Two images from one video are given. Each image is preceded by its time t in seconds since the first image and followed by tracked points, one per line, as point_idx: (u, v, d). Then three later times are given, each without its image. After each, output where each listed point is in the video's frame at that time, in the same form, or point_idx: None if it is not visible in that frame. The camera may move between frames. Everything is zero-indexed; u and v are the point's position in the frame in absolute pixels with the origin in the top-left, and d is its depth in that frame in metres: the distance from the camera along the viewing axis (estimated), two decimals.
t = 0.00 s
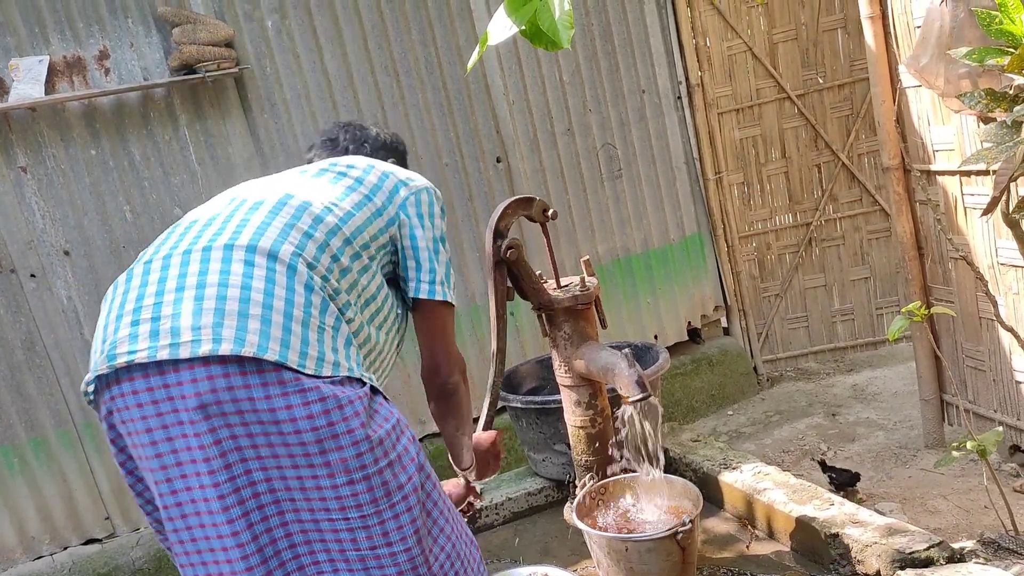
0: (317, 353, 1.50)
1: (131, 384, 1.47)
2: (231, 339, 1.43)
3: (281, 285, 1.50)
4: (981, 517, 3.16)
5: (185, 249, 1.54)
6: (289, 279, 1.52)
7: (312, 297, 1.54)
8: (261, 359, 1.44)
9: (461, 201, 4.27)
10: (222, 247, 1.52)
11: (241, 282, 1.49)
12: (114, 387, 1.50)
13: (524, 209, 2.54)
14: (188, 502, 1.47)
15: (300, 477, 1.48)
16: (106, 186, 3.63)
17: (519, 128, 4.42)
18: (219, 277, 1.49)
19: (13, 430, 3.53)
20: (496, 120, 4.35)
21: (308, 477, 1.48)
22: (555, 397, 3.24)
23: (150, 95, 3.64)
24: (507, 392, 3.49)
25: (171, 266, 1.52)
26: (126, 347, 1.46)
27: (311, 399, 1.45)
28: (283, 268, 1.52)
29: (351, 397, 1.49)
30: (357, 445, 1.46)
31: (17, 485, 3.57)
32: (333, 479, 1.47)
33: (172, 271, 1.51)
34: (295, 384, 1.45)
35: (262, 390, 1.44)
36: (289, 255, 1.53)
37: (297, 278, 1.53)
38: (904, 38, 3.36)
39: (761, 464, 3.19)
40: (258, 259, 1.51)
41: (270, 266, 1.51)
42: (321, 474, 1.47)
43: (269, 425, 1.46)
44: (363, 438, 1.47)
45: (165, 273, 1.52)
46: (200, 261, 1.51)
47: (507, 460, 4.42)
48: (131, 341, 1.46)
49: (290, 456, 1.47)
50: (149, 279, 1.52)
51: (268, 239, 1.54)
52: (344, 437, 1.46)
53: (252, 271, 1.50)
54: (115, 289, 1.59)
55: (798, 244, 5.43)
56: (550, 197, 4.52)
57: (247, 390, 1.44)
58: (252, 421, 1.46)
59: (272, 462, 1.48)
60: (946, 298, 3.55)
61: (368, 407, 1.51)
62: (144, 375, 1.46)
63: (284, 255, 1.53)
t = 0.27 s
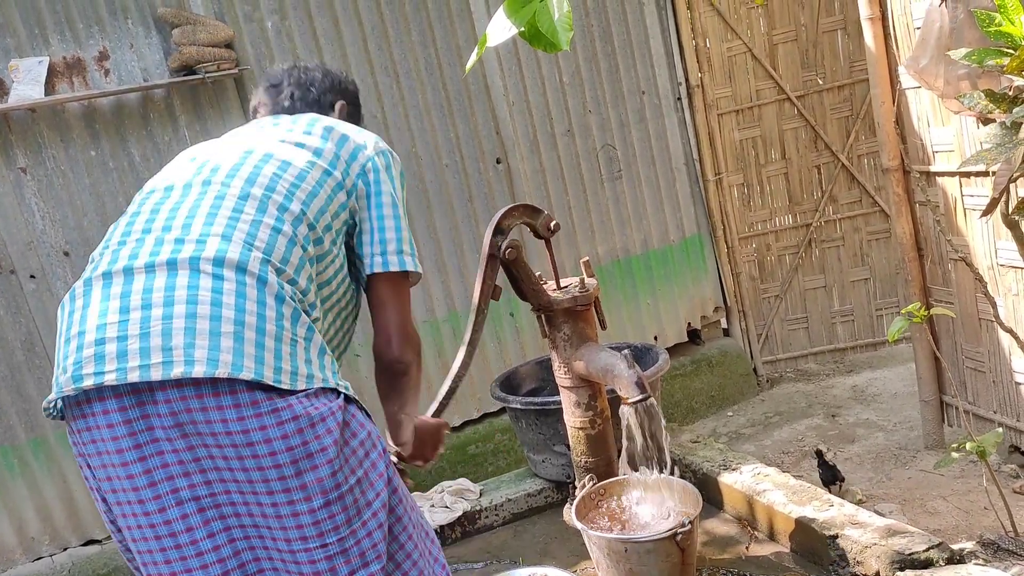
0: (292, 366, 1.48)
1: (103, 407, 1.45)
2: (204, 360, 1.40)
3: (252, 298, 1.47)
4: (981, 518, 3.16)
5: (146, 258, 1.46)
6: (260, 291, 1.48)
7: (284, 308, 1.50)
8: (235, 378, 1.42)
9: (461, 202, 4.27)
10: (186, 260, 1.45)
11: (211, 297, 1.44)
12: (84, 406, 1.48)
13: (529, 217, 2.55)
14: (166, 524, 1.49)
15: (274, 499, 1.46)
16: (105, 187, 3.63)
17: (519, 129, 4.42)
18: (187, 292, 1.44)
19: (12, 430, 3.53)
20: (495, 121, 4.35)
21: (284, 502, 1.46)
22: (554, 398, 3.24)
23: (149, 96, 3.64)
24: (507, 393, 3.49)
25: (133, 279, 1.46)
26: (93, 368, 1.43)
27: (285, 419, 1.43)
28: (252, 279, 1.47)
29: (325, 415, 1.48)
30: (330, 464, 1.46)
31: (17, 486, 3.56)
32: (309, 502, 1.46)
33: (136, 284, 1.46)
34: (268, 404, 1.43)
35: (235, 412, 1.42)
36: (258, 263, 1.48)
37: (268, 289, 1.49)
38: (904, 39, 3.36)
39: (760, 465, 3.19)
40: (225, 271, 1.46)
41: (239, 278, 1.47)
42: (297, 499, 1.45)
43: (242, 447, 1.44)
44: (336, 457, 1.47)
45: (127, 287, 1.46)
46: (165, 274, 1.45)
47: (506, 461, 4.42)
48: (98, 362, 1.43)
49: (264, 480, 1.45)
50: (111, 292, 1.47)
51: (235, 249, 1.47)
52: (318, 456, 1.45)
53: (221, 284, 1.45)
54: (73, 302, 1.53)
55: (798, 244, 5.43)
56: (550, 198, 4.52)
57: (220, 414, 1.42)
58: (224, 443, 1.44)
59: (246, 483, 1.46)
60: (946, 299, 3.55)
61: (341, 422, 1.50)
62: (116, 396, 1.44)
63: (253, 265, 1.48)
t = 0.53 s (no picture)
0: (297, 355, 1.50)
1: (110, 403, 1.47)
2: (213, 358, 1.42)
3: (253, 293, 1.47)
4: (980, 519, 3.16)
5: (144, 255, 1.45)
6: (260, 286, 1.48)
7: (283, 299, 1.51)
8: (243, 372, 1.43)
9: (461, 203, 4.27)
10: (186, 259, 1.44)
11: (213, 294, 1.44)
12: (92, 403, 1.50)
13: (539, 241, 2.59)
14: (167, 518, 1.47)
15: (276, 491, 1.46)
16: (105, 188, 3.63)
17: (519, 129, 4.42)
18: (190, 289, 1.44)
19: (12, 431, 3.53)
20: (495, 122, 4.35)
21: (288, 495, 1.46)
22: (554, 399, 3.24)
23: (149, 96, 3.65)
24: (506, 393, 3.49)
25: (134, 276, 1.45)
26: (102, 367, 1.44)
27: (287, 411, 1.47)
28: (253, 274, 1.47)
29: (324, 406, 1.54)
30: (330, 453, 1.51)
31: (17, 487, 3.56)
32: (313, 492, 1.48)
33: (137, 281, 1.45)
34: (272, 398, 1.46)
35: (241, 407, 1.44)
36: (256, 256, 1.48)
37: (268, 282, 1.49)
38: (904, 41, 3.35)
39: (760, 466, 3.19)
40: (226, 267, 1.45)
41: (240, 274, 1.46)
42: (302, 491, 1.47)
43: (248, 441, 1.45)
44: (335, 447, 1.52)
45: (128, 285, 1.45)
46: (166, 272, 1.44)
47: (506, 462, 4.43)
48: (106, 360, 1.44)
49: (269, 474, 1.46)
50: (112, 290, 1.46)
51: (233, 244, 1.46)
52: (318, 446, 1.50)
53: (223, 281, 1.45)
54: (73, 297, 1.52)
55: (797, 245, 5.44)
56: (549, 199, 4.52)
57: (226, 409, 1.44)
58: (229, 437, 1.45)
59: (249, 480, 1.45)
60: (945, 300, 3.55)
61: (339, 412, 1.56)
62: (125, 393, 1.45)
63: (252, 259, 1.47)
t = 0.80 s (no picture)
0: (305, 348, 1.50)
1: (124, 393, 1.46)
2: (224, 354, 1.42)
3: (262, 290, 1.47)
4: (979, 519, 3.16)
5: (157, 252, 1.45)
6: (269, 282, 1.48)
7: (291, 293, 1.52)
8: (254, 370, 1.44)
9: (460, 203, 4.27)
10: (197, 256, 1.44)
11: (224, 291, 1.45)
12: (105, 394, 1.49)
13: (538, 234, 2.59)
14: (183, 507, 1.45)
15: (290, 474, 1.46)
16: (105, 188, 3.63)
17: (518, 129, 4.42)
18: (201, 287, 1.44)
19: (12, 430, 3.53)
20: (495, 122, 4.35)
21: (300, 475, 1.46)
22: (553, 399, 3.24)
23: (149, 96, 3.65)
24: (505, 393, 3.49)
25: (146, 274, 1.45)
26: (116, 361, 1.44)
27: (300, 395, 1.47)
28: (261, 271, 1.48)
29: (335, 387, 1.53)
30: (340, 433, 1.51)
31: (17, 487, 3.56)
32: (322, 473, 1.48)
33: (150, 279, 1.45)
34: (283, 385, 1.46)
35: (253, 394, 1.44)
36: (265, 253, 1.48)
37: (276, 278, 1.49)
38: (903, 40, 3.35)
39: (759, 466, 3.19)
40: (236, 264, 1.46)
41: (249, 271, 1.47)
42: (312, 470, 1.47)
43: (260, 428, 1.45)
44: (345, 426, 1.52)
45: (141, 282, 1.45)
46: (177, 270, 1.45)
47: (506, 462, 4.43)
48: (121, 355, 1.44)
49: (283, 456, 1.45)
50: (125, 287, 1.46)
51: (241, 241, 1.47)
52: (329, 426, 1.50)
53: (233, 278, 1.45)
54: (88, 293, 1.53)
55: (797, 245, 5.44)
56: (549, 199, 4.52)
57: (240, 400, 1.44)
58: (243, 421, 1.44)
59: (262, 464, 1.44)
60: (944, 300, 3.56)
61: (350, 394, 1.56)
62: (138, 385, 1.45)
63: (261, 256, 1.48)
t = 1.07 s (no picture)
0: (347, 350, 1.49)
1: (173, 392, 1.45)
2: (269, 354, 1.42)
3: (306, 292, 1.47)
4: (978, 518, 3.16)
5: (205, 253, 1.46)
6: (311, 284, 1.48)
7: (334, 296, 1.51)
8: (297, 370, 1.43)
9: (460, 202, 4.27)
10: (244, 257, 1.45)
11: (269, 293, 1.44)
12: (154, 390, 1.48)
13: (535, 226, 2.57)
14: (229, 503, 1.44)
15: (329, 480, 1.45)
16: (104, 187, 3.63)
17: (517, 129, 4.42)
18: (247, 288, 1.44)
19: (11, 430, 3.53)
20: (494, 121, 4.35)
21: (340, 481, 1.45)
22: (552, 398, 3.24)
23: (148, 95, 3.65)
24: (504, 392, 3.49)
25: (194, 274, 1.46)
26: (165, 358, 1.44)
27: (340, 401, 1.46)
28: (304, 274, 1.48)
29: (375, 393, 1.51)
30: (380, 439, 1.49)
31: (15, 487, 3.56)
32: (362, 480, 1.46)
33: (197, 279, 1.45)
34: (325, 389, 1.45)
35: (296, 394, 1.43)
36: (309, 256, 1.48)
37: (319, 281, 1.49)
38: (903, 40, 3.33)
39: (758, 466, 3.19)
40: (280, 266, 1.46)
41: (293, 273, 1.47)
42: (353, 475, 1.46)
43: (302, 430, 1.43)
44: (385, 433, 1.50)
45: (190, 282, 1.46)
46: (224, 270, 1.45)
47: (505, 461, 4.43)
48: (169, 352, 1.44)
49: (321, 461, 1.44)
50: (174, 286, 1.46)
51: (286, 243, 1.47)
52: (369, 434, 1.48)
53: (278, 280, 1.45)
54: (138, 290, 1.52)
55: (796, 245, 5.44)
56: (548, 198, 4.52)
57: (282, 401, 1.43)
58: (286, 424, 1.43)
59: (303, 466, 1.43)
60: (943, 300, 3.56)
61: (390, 400, 1.54)
62: (186, 382, 1.44)
63: (304, 259, 1.48)
